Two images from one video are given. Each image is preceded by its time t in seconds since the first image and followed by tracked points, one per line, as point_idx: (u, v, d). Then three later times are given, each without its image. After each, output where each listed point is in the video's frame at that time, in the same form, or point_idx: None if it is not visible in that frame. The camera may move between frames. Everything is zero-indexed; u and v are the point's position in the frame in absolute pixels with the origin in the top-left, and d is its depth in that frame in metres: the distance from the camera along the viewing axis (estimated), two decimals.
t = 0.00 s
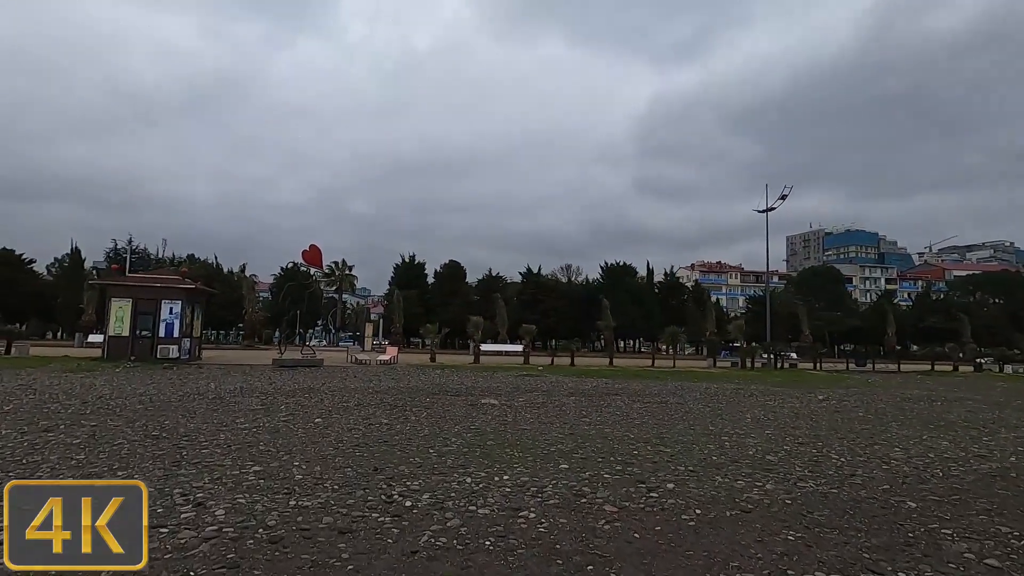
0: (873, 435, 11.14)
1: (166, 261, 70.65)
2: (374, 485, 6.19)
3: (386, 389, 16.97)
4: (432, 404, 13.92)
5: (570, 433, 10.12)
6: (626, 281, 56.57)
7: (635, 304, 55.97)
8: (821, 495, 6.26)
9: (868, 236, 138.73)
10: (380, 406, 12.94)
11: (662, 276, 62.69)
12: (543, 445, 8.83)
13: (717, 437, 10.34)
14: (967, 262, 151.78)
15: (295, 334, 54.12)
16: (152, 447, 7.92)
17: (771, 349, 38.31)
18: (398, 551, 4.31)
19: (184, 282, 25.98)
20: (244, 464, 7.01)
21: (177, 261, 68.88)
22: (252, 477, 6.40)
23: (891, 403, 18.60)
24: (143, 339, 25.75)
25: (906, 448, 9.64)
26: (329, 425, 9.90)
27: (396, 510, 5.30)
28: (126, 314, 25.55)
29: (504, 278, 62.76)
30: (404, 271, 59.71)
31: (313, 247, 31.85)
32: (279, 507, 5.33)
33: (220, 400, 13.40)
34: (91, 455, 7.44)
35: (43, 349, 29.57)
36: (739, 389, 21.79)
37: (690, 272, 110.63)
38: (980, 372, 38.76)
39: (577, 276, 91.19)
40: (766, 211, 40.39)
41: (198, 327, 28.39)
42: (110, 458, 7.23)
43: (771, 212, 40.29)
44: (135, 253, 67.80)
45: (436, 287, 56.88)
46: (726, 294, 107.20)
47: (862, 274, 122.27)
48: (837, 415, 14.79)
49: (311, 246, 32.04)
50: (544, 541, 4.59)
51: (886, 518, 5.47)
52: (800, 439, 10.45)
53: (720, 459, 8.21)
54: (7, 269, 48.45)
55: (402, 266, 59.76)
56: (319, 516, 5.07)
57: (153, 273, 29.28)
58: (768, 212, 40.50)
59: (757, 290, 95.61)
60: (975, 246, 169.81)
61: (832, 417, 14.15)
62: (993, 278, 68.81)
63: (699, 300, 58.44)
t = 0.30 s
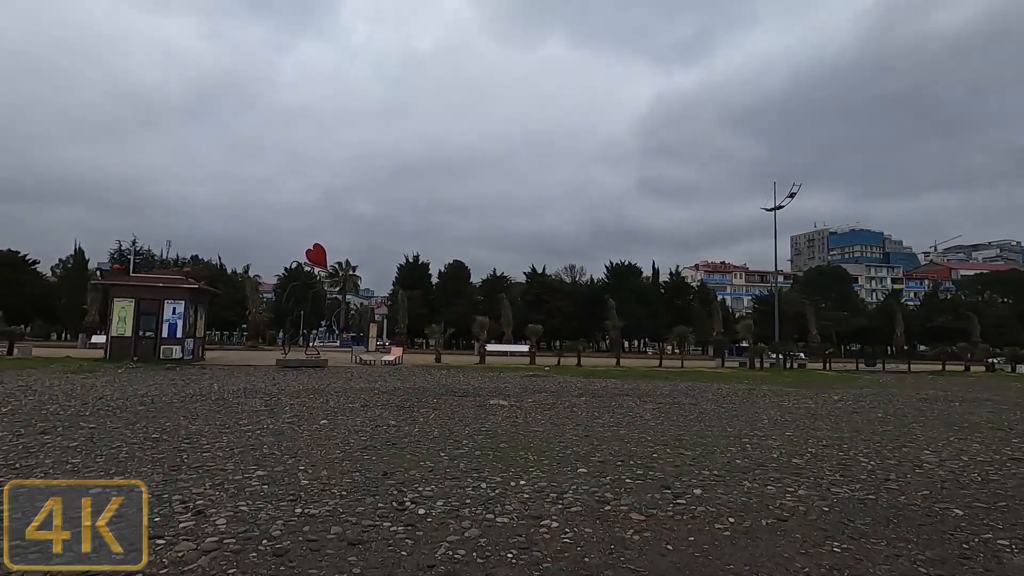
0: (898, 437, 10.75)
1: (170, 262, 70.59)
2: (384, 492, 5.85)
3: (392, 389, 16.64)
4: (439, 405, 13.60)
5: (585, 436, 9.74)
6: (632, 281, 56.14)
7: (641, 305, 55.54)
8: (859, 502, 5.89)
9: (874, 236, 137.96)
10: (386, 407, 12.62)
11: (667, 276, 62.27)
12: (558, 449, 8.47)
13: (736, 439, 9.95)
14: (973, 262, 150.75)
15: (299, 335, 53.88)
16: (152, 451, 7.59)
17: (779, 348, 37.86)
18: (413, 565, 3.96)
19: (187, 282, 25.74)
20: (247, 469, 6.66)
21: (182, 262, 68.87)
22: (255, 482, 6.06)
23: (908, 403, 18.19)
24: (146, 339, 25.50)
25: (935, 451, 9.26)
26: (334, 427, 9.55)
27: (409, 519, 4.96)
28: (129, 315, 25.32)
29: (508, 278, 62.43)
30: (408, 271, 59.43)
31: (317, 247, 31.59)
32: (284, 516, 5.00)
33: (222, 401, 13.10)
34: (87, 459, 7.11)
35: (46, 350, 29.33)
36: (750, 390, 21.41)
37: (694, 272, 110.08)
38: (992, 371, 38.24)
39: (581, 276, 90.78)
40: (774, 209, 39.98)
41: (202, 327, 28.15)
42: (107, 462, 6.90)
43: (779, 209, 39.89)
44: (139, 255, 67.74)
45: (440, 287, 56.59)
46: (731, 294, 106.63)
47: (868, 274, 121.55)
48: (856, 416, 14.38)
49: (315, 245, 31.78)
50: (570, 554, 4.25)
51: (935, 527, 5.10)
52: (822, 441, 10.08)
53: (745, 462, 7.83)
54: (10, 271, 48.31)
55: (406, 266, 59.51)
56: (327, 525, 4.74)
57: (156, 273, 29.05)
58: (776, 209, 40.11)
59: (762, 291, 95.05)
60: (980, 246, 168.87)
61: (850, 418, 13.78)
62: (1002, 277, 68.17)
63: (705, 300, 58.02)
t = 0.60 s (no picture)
0: (924, 442, 10.36)
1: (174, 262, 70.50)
2: (396, 504, 5.52)
3: (398, 391, 16.34)
4: (446, 407, 13.30)
5: (598, 440, 9.41)
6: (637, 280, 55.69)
7: (646, 304, 55.13)
8: (900, 516, 5.52)
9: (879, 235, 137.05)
10: (392, 409, 12.31)
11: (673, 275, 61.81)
12: (573, 454, 8.14)
13: (755, 444, 9.61)
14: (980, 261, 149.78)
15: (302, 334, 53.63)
16: (151, 457, 7.29)
17: (787, 348, 37.43)
18: None
19: (190, 281, 25.48)
20: (249, 477, 6.35)
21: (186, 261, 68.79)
22: (257, 492, 5.74)
23: (923, 405, 17.81)
24: (149, 339, 25.27)
25: (964, 457, 8.90)
26: (339, 432, 9.25)
27: (420, 535, 4.63)
28: (131, 314, 25.10)
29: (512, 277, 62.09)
30: (412, 271, 59.17)
31: (322, 245, 31.33)
32: (288, 530, 4.69)
33: (225, 403, 12.83)
34: (82, 466, 6.81)
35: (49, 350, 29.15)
36: (759, 391, 21.06)
37: (699, 271, 109.52)
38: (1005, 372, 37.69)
39: (585, 275, 90.38)
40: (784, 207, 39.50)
41: (205, 327, 27.92)
42: (103, 470, 6.59)
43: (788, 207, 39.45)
44: (144, 254, 67.66)
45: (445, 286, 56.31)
46: (736, 293, 106.08)
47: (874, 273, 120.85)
48: (872, 418, 14.04)
49: (319, 244, 31.49)
50: None
51: (988, 546, 4.74)
52: (845, 446, 9.71)
53: (770, 470, 7.49)
54: (14, 270, 48.23)
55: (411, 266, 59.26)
56: (333, 543, 4.42)
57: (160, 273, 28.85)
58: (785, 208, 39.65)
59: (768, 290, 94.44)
60: (987, 246, 167.58)
61: (869, 421, 13.41)
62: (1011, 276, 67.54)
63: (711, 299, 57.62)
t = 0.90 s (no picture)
0: (947, 444, 10.01)
1: (177, 262, 70.43)
2: (402, 510, 5.21)
3: (402, 391, 16.02)
4: (451, 407, 13.00)
5: (609, 442, 9.06)
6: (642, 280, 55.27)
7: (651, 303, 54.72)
8: (938, 523, 5.18)
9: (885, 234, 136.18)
10: (396, 410, 12.01)
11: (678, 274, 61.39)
12: (584, 457, 7.80)
13: (773, 446, 9.24)
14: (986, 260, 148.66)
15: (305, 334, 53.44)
16: (144, 460, 6.98)
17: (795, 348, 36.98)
18: None
19: (192, 280, 25.26)
20: (246, 481, 6.04)
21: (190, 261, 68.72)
22: (254, 498, 5.43)
23: (939, 404, 17.37)
24: (151, 339, 25.06)
25: (992, 458, 8.55)
26: (341, 433, 8.93)
27: (427, 545, 4.31)
28: (133, 314, 24.88)
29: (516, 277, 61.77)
30: (416, 270, 58.91)
31: (325, 244, 31.06)
32: (286, 540, 4.37)
33: (225, 404, 12.53)
34: (72, 469, 6.51)
35: (50, 350, 28.94)
36: (769, 390, 20.67)
37: (703, 270, 108.89)
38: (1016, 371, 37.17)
39: (589, 275, 89.92)
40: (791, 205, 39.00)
41: (207, 327, 27.71)
42: (94, 473, 6.29)
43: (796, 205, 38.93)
44: (147, 254, 67.59)
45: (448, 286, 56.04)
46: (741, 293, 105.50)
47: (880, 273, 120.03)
48: (889, 418, 13.63)
49: (322, 243, 31.24)
50: None
51: None
52: (865, 448, 9.38)
53: (791, 473, 7.15)
54: (18, 271, 48.16)
55: (414, 266, 59.05)
56: (333, 554, 4.11)
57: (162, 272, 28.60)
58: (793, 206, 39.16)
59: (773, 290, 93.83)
60: (993, 245, 166.39)
61: (886, 421, 13.05)
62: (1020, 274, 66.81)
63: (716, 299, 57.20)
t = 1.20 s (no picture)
0: (974, 449, 9.58)
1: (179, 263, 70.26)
2: (406, 527, 4.82)
3: (405, 393, 15.65)
4: (455, 410, 12.61)
5: (622, 448, 8.66)
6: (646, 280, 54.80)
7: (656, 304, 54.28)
8: (987, 541, 4.77)
9: (889, 233, 135.46)
10: (399, 414, 11.64)
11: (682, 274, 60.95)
12: (597, 465, 7.41)
13: (793, 452, 8.83)
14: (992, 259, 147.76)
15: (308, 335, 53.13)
16: (133, 469, 6.60)
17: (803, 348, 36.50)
18: None
19: (192, 280, 24.95)
20: (239, 493, 5.66)
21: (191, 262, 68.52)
22: (247, 512, 5.04)
23: (955, 406, 16.95)
24: (151, 340, 24.76)
25: None
26: (342, 439, 8.56)
27: (435, 569, 3.92)
28: (132, 315, 24.56)
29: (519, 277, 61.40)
30: (418, 271, 58.56)
31: (326, 244, 30.72)
32: (279, 562, 3.98)
33: (223, 408, 12.16)
34: (55, 480, 6.13)
35: (51, 351, 28.67)
36: (778, 392, 20.26)
37: (707, 270, 108.24)
38: None
39: (592, 276, 89.47)
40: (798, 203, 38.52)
41: (208, 327, 27.39)
42: (78, 485, 5.91)
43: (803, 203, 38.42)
44: (149, 255, 67.40)
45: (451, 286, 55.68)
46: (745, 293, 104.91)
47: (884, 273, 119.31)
48: (907, 422, 13.21)
49: (324, 242, 30.90)
50: None
51: None
52: (889, 454, 8.97)
53: (819, 483, 6.73)
54: (19, 271, 47.95)
55: (416, 266, 58.73)
56: None
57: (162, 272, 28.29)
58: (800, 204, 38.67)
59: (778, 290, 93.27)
60: (999, 244, 165.33)
61: (905, 425, 12.63)
62: None
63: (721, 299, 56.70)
